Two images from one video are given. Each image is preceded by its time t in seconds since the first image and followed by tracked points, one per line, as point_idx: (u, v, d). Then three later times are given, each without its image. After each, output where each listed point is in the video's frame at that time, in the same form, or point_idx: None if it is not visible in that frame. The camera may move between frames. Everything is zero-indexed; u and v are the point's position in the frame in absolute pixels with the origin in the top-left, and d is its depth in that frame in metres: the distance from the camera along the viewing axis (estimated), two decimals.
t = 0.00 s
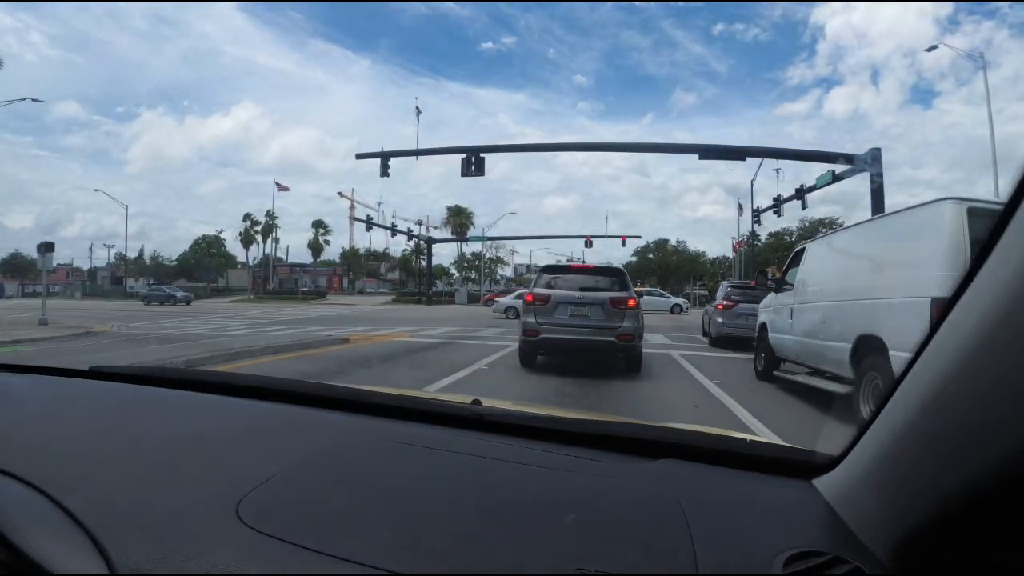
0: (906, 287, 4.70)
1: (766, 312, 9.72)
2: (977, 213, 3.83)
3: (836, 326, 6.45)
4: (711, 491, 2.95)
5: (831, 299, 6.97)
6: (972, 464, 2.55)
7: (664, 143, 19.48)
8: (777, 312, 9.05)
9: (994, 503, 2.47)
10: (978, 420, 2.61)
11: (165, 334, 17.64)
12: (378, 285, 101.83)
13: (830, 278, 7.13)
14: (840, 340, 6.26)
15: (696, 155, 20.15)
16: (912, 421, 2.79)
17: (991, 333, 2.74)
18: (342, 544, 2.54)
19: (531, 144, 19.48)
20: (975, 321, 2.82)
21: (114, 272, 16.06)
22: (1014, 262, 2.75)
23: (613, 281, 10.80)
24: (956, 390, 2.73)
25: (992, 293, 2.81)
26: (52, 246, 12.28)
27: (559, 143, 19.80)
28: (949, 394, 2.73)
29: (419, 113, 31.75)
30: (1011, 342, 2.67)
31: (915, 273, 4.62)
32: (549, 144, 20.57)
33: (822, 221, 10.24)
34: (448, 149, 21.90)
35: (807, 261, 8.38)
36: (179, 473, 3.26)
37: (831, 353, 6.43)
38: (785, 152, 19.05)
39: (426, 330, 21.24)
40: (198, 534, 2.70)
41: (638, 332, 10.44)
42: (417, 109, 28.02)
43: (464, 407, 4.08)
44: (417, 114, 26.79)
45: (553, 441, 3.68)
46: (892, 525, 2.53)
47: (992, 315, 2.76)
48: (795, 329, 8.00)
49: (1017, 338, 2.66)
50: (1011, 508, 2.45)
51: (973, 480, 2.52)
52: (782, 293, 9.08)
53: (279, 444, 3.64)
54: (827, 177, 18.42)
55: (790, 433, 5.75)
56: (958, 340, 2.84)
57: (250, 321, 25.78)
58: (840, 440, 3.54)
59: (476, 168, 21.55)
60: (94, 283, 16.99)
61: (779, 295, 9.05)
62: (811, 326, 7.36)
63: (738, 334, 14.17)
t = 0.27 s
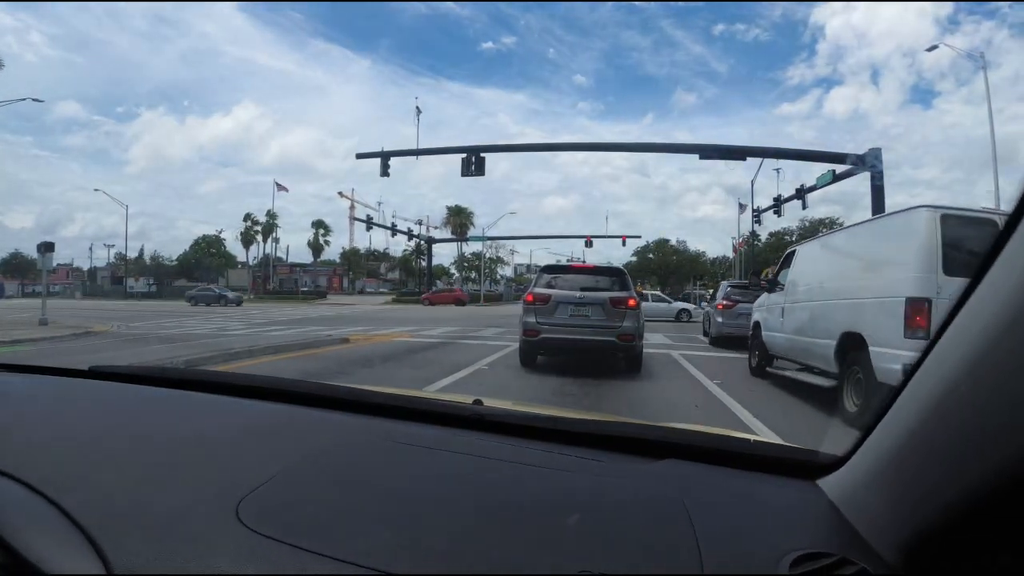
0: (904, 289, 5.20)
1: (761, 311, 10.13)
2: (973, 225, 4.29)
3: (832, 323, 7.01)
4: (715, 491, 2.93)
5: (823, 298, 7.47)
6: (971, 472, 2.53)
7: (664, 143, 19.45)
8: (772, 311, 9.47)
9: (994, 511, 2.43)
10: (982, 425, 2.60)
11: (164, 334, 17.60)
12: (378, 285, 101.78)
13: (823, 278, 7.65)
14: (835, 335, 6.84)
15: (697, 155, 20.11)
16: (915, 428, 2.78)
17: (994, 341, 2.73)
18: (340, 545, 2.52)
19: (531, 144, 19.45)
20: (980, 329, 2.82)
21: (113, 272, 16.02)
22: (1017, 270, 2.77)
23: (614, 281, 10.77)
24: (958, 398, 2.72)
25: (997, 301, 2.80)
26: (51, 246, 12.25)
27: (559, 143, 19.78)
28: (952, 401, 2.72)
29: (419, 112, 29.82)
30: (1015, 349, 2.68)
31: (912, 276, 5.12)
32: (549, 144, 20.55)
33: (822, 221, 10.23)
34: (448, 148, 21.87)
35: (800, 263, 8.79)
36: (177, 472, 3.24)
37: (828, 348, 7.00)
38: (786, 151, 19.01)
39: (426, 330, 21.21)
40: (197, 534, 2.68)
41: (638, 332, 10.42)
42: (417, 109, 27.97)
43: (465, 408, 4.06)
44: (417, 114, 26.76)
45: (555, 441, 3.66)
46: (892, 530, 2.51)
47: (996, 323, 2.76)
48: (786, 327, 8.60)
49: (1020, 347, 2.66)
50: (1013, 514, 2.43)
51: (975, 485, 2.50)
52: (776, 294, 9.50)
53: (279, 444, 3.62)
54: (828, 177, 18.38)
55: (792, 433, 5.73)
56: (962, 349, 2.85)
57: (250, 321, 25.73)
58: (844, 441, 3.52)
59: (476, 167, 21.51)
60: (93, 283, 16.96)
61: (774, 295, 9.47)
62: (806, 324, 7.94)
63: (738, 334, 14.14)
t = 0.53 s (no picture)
0: (895, 289, 5.34)
1: (757, 311, 10.22)
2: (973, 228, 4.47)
3: (822, 321, 7.17)
4: (718, 491, 2.91)
5: (815, 297, 7.56)
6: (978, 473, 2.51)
7: (666, 143, 19.42)
8: (767, 312, 9.56)
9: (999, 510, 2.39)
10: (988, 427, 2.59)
11: (166, 334, 17.62)
12: (380, 285, 101.81)
13: (815, 277, 7.74)
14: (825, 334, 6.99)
15: (699, 154, 20.06)
16: (920, 428, 2.76)
17: (1000, 342, 2.73)
18: (342, 546, 2.50)
19: (533, 144, 19.42)
20: (985, 330, 2.81)
21: (115, 271, 16.07)
22: None
23: (616, 280, 10.73)
24: (964, 398, 2.71)
25: (1003, 302, 2.80)
26: (53, 245, 12.25)
27: (561, 143, 19.76)
28: (956, 402, 2.72)
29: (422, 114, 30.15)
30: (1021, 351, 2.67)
31: (901, 275, 5.21)
32: (551, 143, 20.51)
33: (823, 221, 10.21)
34: (450, 148, 21.85)
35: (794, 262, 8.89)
36: (176, 473, 3.22)
37: (818, 347, 7.15)
38: (789, 151, 18.98)
39: (428, 329, 21.21)
40: (196, 535, 2.66)
41: (640, 332, 10.39)
42: (419, 108, 27.96)
43: (467, 408, 4.04)
44: (419, 114, 26.76)
45: (556, 441, 3.64)
46: (897, 528, 2.48)
47: (1002, 324, 2.75)
48: (782, 326, 8.64)
49: None
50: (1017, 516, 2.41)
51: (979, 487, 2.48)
52: (771, 294, 9.59)
53: (278, 444, 3.60)
54: (830, 176, 18.34)
55: (794, 432, 5.70)
56: (968, 350, 2.84)
57: (253, 321, 25.75)
58: (847, 442, 3.49)
59: (478, 167, 21.49)
60: (94, 283, 17.02)
61: (769, 295, 9.58)
62: (796, 323, 8.11)
63: (740, 334, 14.10)
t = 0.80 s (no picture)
0: (891, 289, 5.36)
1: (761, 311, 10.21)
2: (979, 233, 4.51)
3: (822, 321, 7.19)
4: (725, 491, 2.92)
5: (816, 296, 7.57)
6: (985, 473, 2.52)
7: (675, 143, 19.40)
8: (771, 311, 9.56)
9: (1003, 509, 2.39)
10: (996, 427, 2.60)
11: (177, 333, 17.76)
12: (389, 285, 102.06)
13: (816, 276, 7.75)
14: (826, 332, 7.01)
15: (708, 154, 20.02)
16: (926, 430, 2.78)
17: (1006, 345, 2.75)
18: (352, 544, 2.54)
19: (541, 144, 19.40)
20: (993, 333, 2.83)
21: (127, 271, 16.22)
22: None
23: (625, 280, 10.73)
24: (971, 400, 2.72)
25: (1009, 305, 2.82)
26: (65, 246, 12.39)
27: (569, 143, 19.77)
28: (964, 404, 2.73)
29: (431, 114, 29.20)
30: None
31: (897, 276, 5.24)
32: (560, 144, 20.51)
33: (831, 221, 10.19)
34: (458, 148, 21.90)
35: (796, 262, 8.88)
36: (188, 472, 3.27)
37: (818, 345, 7.17)
38: (799, 151, 18.92)
39: (437, 329, 21.26)
40: (208, 534, 2.70)
41: (649, 332, 10.38)
42: (428, 108, 27.96)
43: (475, 408, 4.07)
44: (428, 114, 26.82)
45: (564, 441, 3.66)
46: (902, 529, 2.49)
47: (1009, 327, 2.78)
48: (785, 325, 8.65)
49: None
50: None
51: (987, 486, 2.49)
52: (774, 294, 9.59)
53: (288, 443, 3.64)
54: (840, 176, 18.26)
55: (803, 432, 5.70)
56: (973, 353, 2.87)
57: (262, 320, 25.90)
58: (855, 443, 3.50)
59: (486, 167, 21.53)
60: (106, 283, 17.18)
61: (773, 295, 9.58)
62: (799, 323, 8.11)
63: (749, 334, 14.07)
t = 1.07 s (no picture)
0: (892, 289, 5.36)
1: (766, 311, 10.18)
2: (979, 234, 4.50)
3: (824, 321, 7.18)
4: (732, 491, 2.92)
5: (819, 297, 7.56)
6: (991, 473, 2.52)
7: (682, 143, 19.37)
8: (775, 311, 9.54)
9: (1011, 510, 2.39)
10: (1002, 427, 2.59)
11: (183, 333, 17.82)
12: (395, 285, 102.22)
13: (819, 277, 7.74)
14: (829, 331, 6.99)
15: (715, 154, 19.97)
16: (931, 429, 2.78)
17: (1011, 347, 2.76)
18: (358, 544, 2.55)
19: (547, 143, 19.39)
20: (1000, 334, 2.82)
21: (133, 271, 16.29)
22: None
23: (631, 280, 10.72)
24: (978, 400, 2.72)
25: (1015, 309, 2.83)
26: (72, 246, 12.45)
27: (575, 144, 19.76)
28: (971, 403, 2.72)
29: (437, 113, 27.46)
30: None
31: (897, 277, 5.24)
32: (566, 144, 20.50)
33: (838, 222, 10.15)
34: (464, 148, 21.91)
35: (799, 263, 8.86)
36: (194, 471, 3.29)
37: (820, 344, 7.14)
38: (806, 151, 18.87)
39: (443, 328, 21.28)
40: (214, 533, 2.71)
41: (655, 332, 10.37)
42: (433, 108, 27.94)
43: (481, 407, 4.08)
44: (434, 115, 26.82)
45: (569, 441, 3.66)
46: (908, 527, 2.48)
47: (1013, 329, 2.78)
48: (789, 326, 8.63)
49: None
50: None
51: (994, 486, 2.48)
52: (779, 294, 9.57)
53: (293, 443, 3.65)
54: (847, 176, 18.20)
55: (809, 433, 5.68)
56: (978, 354, 2.87)
57: (269, 320, 25.96)
58: (860, 443, 3.49)
59: (492, 167, 21.52)
60: (113, 283, 17.25)
61: (777, 295, 9.55)
62: (801, 323, 8.10)
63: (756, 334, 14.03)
